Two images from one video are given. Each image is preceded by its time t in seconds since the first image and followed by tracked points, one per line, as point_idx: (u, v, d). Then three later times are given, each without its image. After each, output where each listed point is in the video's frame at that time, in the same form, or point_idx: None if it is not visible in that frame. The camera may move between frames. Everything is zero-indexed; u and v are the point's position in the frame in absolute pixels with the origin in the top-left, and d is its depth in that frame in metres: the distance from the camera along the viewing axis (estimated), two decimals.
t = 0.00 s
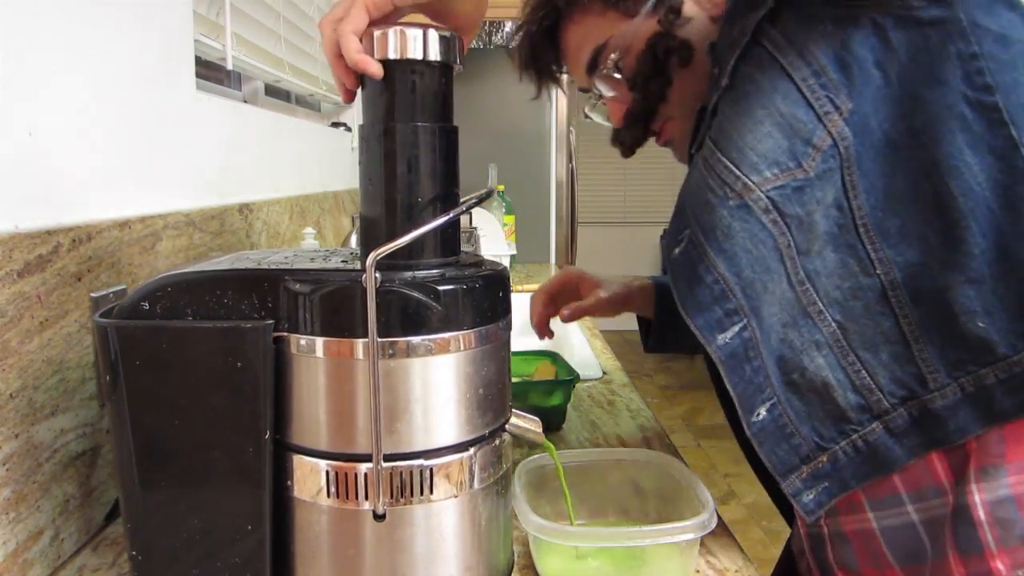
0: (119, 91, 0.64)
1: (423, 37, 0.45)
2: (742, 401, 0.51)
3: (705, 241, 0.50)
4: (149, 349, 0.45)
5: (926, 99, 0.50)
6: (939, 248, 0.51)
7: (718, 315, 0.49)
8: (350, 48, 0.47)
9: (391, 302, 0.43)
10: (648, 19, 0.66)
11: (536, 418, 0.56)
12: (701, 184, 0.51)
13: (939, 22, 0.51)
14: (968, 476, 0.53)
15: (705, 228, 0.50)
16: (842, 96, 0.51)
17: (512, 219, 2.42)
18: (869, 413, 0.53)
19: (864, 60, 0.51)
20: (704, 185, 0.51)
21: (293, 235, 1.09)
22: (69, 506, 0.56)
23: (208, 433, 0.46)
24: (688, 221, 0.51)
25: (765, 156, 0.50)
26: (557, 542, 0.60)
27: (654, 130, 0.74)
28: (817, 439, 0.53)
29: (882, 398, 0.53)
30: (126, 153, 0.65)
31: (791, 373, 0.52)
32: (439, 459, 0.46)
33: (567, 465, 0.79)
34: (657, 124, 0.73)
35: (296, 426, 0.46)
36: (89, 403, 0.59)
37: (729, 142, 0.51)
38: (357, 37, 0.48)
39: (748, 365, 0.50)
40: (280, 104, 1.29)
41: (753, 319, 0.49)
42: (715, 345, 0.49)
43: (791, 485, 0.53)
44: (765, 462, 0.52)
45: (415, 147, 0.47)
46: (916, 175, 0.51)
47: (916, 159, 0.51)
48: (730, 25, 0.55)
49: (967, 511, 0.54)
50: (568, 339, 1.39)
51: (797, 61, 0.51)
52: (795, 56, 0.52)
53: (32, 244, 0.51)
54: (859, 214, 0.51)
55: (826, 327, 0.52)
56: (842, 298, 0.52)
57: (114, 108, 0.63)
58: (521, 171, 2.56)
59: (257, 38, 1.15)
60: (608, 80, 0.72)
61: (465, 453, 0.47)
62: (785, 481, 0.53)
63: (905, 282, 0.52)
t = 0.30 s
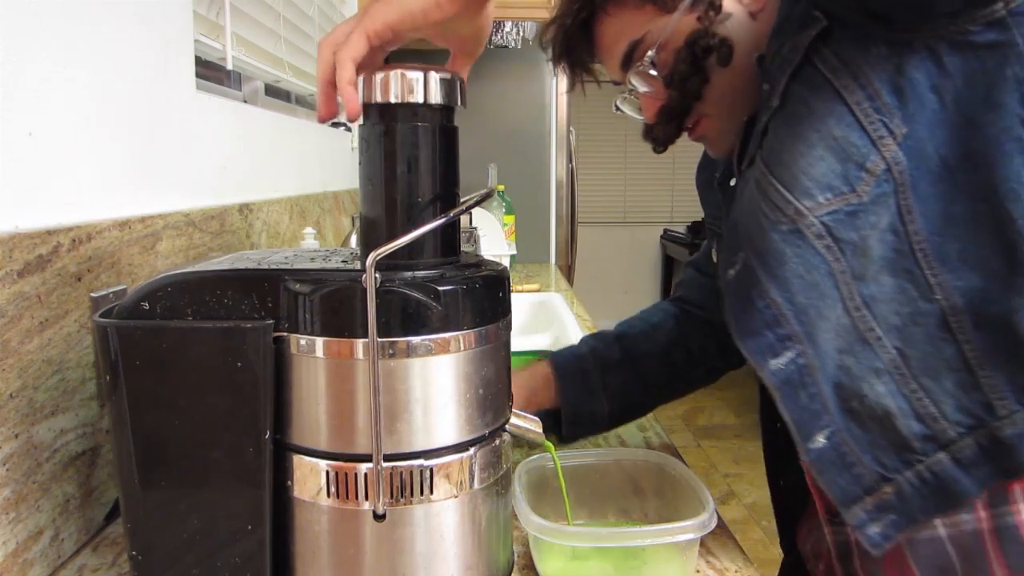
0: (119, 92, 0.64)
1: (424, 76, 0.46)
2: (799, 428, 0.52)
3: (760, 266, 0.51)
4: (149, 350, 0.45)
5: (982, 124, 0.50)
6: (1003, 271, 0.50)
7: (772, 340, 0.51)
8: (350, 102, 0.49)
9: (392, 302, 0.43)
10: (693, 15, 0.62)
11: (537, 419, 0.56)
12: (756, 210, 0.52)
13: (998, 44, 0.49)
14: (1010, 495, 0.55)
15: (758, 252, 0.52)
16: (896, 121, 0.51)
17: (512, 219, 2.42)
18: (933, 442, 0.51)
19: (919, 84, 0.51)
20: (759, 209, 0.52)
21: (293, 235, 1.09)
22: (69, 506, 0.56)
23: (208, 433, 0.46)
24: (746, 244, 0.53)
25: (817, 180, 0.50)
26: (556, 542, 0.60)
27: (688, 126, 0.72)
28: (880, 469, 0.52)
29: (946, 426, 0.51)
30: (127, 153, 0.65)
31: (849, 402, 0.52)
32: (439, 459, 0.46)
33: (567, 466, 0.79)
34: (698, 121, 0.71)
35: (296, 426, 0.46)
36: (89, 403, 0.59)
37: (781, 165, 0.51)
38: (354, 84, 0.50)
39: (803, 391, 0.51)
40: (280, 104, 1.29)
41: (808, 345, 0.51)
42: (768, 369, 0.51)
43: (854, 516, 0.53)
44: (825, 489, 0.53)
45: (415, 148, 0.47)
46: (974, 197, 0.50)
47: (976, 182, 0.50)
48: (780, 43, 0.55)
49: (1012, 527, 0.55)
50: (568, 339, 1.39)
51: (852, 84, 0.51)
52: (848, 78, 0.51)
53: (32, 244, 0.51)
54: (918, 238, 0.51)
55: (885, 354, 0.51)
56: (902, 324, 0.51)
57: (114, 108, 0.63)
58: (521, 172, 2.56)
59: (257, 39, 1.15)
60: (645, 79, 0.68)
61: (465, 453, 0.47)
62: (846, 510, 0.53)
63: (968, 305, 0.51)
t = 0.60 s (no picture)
0: (119, 92, 0.64)
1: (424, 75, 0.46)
2: (841, 444, 0.54)
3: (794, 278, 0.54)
4: (149, 350, 0.45)
5: (1010, 133, 0.51)
6: None
7: (808, 352, 0.54)
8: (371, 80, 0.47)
9: (391, 302, 0.43)
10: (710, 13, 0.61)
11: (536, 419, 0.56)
12: (788, 221, 0.54)
13: None
14: None
15: (791, 263, 0.54)
16: (926, 130, 0.51)
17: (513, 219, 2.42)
18: (976, 454, 0.53)
19: (945, 95, 0.51)
20: (790, 221, 0.54)
21: (293, 235, 1.09)
22: (69, 506, 0.56)
23: (209, 433, 0.47)
24: (779, 254, 0.55)
25: (850, 191, 0.52)
26: (557, 542, 0.60)
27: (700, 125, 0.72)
28: (924, 488, 0.54)
29: (988, 437, 0.53)
30: (126, 153, 0.65)
31: (891, 417, 0.54)
32: (439, 459, 0.46)
33: (567, 466, 0.79)
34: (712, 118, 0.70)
35: (295, 426, 0.46)
36: (89, 403, 0.59)
37: (812, 176, 0.53)
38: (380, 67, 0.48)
39: (844, 406, 0.53)
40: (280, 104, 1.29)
41: (846, 357, 0.53)
42: (804, 381, 0.54)
43: (900, 538, 0.55)
44: (870, 510, 0.55)
45: (415, 148, 0.47)
46: (1006, 206, 0.52)
47: (1009, 190, 0.51)
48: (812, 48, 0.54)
49: None
50: (569, 338, 1.39)
51: (882, 93, 0.52)
52: (879, 90, 0.52)
53: (32, 245, 0.51)
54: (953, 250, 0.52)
55: (926, 367, 0.52)
56: (941, 336, 0.52)
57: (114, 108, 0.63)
58: (522, 172, 2.56)
59: (257, 38, 1.15)
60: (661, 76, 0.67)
61: (465, 453, 0.47)
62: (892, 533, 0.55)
63: (1005, 315, 0.52)
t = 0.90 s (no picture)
0: (119, 91, 0.64)
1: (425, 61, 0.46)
2: (846, 443, 0.55)
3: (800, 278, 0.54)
4: (148, 349, 0.45)
5: (1006, 137, 0.51)
6: None
7: (815, 352, 0.54)
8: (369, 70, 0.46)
9: (392, 301, 0.43)
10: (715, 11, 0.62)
11: (536, 419, 0.56)
12: (793, 222, 0.54)
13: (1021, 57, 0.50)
14: None
15: (795, 263, 0.54)
16: (927, 132, 0.52)
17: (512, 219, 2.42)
18: (976, 453, 0.54)
19: (944, 99, 0.52)
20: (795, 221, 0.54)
21: (293, 235, 1.09)
22: (69, 506, 0.56)
23: (209, 433, 0.47)
24: (783, 254, 0.56)
25: (855, 192, 0.52)
26: (557, 542, 0.60)
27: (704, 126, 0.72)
28: (926, 486, 0.55)
29: (989, 436, 0.54)
30: (126, 153, 0.65)
31: (893, 416, 0.55)
32: (439, 459, 0.46)
33: (567, 466, 0.79)
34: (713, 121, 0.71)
35: (296, 426, 0.46)
36: (89, 403, 0.59)
37: (817, 177, 0.54)
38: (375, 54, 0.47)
39: (850, 405, 0.54)
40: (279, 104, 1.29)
41: (852, 357, 0.53)
42: (812, 381, 0.54)
43: (901, 535, 0.56)
44: (873, 508, 0.56)
45: (415, 146, 0.47)
46: (1004, 208, 0.53)
47: (1007, 192, 0.52)
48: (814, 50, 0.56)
49: None
50: (568, 338, 1.39)
51: (884, 96, 0.53)
52: (882, 92, 0.53)
53: (32, 244, 0.51)
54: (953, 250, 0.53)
55: (928, 366, 0.54)
56: (942, 336, 0.54)
57: (114, 108, 0.63)
58: (522, 172, 2.56)
59: (257, 38, 1.15)
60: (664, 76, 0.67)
61: (465, 453, 0.47)
62: (893, 530, 0.56)
63: (1004, 315, 0.53)
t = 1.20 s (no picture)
0: (118, 91, 0.64)
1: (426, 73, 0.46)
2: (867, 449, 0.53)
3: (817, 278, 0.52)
4: (148, 349, 0.45)
5: (1003, 130, 0.52)
6: None
7: (840, 357, 0.52)
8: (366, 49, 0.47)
9: (392, 302, 0.43)
10: None
11: (536, 419, 0.56)
12: (807, 219, 0.52)
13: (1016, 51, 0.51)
14: None
15: (808, 263, 0.53)
16: (929, 127, 0.52)
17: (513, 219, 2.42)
18: (977, 447, 0.55)
19: (943, 93, 0.53)
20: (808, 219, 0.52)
21: (293, 235, 1.09)
22: (69, 506, 0.56)
23: (209, 433, 0.46)
24: (796, 255, 0.54)
25: (867, 187, 0.51)
26: (556, 542, 0.60)
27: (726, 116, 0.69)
28: (929, 481, 0.56)
29: (989, 429, 0.55)
30: (126, 153, 0.65)
31: (901, 415, 0.55)
32: (439, 459, 0.46)
33: (567, 466, 0.79)
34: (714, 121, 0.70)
35: (296, 426, 0.46)
36: (89, 403, 0.59)
37: (826, 173, 0.52)
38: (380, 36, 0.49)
39: (872, 410, 0.52)
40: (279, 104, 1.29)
41: (875, 360, 0.51)
42: (839, 387, 0.52)
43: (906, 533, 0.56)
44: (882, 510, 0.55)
45: (415, 147, 0.47)
46: (1000, 202, 0.53)
47: (1002, 185, 0.53)
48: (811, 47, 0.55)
49: None
50: (568, 338, 1.39)
51: (887, 89, 0.52)
52: (882, 85, 0.53)
53: (32, 244, 0.51)
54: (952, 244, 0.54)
55: (932, 363, 0.54)
56: (944, 332, 0.54)
57: (114, 108, 0.63)
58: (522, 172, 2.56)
59: (256, 38, 1.15)
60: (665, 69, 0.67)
61: (465, 453, 0.47)
62: (900, 529, 0.56)
63: (1001, 308, 0.54)
